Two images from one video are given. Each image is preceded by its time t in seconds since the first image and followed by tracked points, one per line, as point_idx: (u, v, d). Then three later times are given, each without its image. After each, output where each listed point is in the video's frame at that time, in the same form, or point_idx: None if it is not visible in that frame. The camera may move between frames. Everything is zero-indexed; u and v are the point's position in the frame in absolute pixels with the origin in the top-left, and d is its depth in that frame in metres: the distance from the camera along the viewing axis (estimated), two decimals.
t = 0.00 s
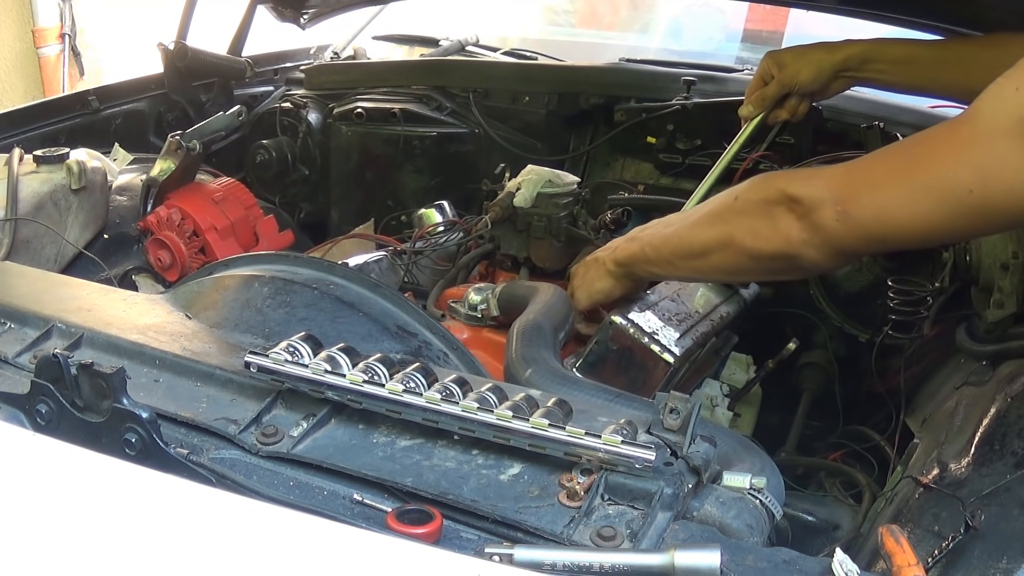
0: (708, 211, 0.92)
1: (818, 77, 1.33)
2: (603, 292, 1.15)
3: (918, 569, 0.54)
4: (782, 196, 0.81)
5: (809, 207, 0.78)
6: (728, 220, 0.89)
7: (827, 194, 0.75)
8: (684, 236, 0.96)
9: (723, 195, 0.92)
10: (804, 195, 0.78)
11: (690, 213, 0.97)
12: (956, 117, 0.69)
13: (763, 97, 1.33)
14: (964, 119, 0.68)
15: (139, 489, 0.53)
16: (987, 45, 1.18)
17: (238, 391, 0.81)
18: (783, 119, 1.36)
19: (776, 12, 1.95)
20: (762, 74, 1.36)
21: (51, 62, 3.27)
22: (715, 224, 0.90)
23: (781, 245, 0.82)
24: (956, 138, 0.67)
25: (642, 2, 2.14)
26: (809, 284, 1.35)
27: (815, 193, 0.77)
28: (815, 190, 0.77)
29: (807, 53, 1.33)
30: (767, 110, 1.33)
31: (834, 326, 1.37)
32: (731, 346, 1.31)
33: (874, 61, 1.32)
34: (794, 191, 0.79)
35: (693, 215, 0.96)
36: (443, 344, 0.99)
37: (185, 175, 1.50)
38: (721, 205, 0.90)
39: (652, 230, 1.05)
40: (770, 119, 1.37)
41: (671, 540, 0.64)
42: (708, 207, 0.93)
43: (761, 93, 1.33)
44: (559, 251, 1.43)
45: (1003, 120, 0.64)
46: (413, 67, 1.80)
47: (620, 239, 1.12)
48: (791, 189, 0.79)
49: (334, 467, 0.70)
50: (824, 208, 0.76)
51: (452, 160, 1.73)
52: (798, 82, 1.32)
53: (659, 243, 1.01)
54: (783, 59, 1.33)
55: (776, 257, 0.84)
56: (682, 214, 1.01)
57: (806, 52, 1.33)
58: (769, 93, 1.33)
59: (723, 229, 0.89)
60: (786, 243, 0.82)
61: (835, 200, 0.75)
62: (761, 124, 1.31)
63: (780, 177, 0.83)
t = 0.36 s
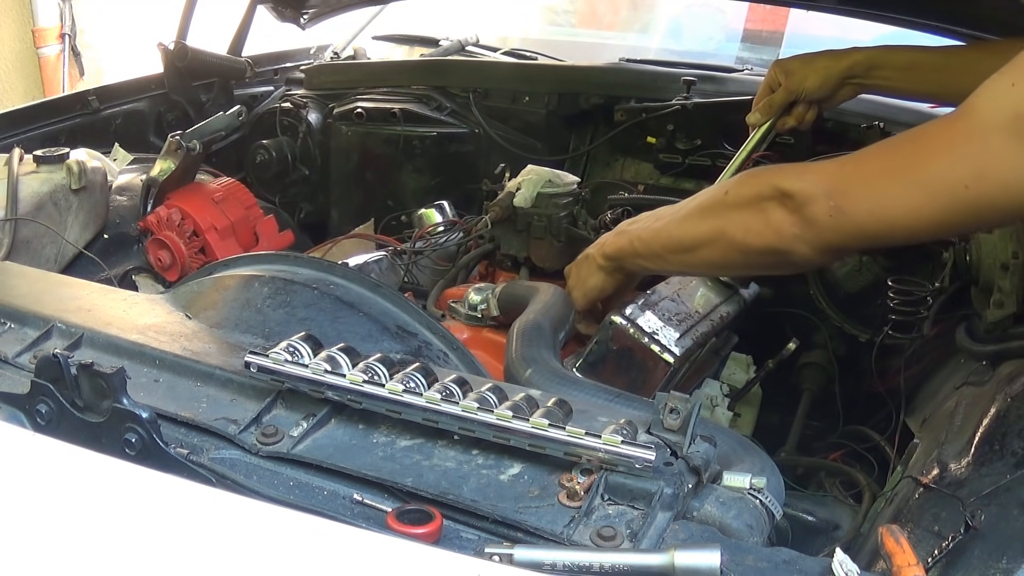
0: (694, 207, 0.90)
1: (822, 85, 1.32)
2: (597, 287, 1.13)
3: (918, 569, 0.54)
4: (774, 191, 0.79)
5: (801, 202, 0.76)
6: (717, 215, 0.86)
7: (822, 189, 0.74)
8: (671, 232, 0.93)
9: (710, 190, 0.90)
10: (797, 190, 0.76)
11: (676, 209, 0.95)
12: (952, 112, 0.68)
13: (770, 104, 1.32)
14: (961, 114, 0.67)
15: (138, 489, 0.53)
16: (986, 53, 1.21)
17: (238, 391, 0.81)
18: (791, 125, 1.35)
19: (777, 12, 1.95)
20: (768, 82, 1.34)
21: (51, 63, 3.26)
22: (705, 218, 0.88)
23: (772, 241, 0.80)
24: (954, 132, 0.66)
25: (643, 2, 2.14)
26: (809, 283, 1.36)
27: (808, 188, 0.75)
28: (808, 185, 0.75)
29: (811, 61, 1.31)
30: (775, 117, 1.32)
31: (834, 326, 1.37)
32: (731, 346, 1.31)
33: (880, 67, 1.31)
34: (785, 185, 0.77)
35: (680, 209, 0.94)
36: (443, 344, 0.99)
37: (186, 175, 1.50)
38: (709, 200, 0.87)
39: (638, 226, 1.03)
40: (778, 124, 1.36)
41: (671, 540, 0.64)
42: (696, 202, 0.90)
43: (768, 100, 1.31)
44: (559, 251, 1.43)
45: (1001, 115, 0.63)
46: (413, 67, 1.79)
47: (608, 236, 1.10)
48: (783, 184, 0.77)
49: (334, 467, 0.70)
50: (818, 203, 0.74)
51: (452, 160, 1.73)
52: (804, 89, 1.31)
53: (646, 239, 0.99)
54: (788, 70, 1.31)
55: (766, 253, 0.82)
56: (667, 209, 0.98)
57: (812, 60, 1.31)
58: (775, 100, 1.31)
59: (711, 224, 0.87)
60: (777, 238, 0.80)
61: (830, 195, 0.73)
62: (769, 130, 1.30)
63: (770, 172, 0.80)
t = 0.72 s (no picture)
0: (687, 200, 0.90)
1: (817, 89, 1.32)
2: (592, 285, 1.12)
3: (918, 569, 0.54)
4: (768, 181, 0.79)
5: (796, 191, 0.76)
6: (709, 208, 0.86)
7: (817, 178, 0.74)
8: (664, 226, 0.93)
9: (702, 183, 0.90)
10: (792, 179, 0.76)
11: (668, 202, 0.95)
12: (946, 99, 0.68)
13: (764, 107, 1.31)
14: (957, 100, 0.67)
15: (138, 489, 0.53)
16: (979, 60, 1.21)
17: (238, 391, 0.81)
18: (786, 130, 1.34)
19: (776, 12, 1.95)
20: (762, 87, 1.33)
21: (51, 63, 3.26)
22: (697, 210, 0.88)
23: (767, 232, 0.80)
24: (949, 118, 0.66)
25: (642, 3, 2.15)
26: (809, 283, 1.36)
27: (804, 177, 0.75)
28: (804, 175, 0.75)
29: (806, 65, 1.31)
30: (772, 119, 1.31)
31: (834, 325, 1.37)
32: (731, 346, 1.31)
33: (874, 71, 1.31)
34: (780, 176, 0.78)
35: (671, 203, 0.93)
36: (443, 344, 0.99)
37: (186, 175, 1.50)
38: (702, 194, 0.87)
39: (627, 221, 1.02)
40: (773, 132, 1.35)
41: (671, 540, 0.64)
42: (688, 195, 0.90)
43: (763, 104, 1.30)
44: (559, 251, 1.42)
45: (997, 98, 0.63)
46: (413, 67, 1.79)
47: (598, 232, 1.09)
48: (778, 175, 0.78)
49: (335, 467, 0.70)
50: (813, 191, 0.74)
51: (452, 160, 1.73)
52: (798, 92, 1.31)
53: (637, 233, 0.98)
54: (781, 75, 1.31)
55: (760, 244, 0.82)
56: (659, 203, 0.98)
57: (806, 64, 1.31)
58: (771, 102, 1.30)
59: (703, 216, 0.87)
60: (771, 229, 0.80)
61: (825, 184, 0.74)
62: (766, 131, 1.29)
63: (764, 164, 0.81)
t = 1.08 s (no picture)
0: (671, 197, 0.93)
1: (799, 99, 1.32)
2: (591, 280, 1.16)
3: (918, 569, 0.54)
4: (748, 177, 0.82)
5: (775, 185, 0.78)
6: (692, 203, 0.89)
7: (795, 167, 0.77)
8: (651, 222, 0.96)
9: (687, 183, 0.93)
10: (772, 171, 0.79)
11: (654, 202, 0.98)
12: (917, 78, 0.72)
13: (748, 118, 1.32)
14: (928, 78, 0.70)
15: (138, 489, 0.53)
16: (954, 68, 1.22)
17: (238, 391, 0.81)
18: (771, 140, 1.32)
19: (777, 13, 1.92)
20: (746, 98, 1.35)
21: (51, 63, 3.26)
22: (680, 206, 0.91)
23: (747, 225, 0.82)
24: (921, 93, 0.69)
25: (643, 3, 2.21)
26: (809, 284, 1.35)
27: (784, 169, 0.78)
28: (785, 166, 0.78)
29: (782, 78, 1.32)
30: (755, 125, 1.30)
31: (834, 326, 1.37)
32: (731, 346, 1.31)
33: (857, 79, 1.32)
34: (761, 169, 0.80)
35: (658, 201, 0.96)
36: (443, 343, 0.99)
37: (186, 175, 1.50)
38: (686, 192, 0.90)
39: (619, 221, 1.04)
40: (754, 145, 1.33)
41: (671, 540, 0.64)
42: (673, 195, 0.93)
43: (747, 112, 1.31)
44: (559, 251, 1.42)
45: (967, 68, 0.66)
46: (413, 67, 1.79)
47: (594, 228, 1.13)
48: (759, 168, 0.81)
49: (335, 467, 0.70)
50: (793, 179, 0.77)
51: (452, 160, 1.74)
52: (780, 99, 1.32)
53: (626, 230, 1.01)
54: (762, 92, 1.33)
55: (743, 240, 0.83)
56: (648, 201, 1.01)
57: (785, 77, 1.32)
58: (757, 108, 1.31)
59: (686, 213, 0.89)
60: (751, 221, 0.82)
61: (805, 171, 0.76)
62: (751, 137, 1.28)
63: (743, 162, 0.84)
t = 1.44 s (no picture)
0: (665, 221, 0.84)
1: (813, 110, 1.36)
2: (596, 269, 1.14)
3: (918, 569, 0.54)
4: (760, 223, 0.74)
5: (806, 244, 0.70)
6: (692, 234, 0.80)
7: (819, 217, 0.70)
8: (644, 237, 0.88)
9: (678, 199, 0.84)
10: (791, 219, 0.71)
11: (641, 214, 0.89)
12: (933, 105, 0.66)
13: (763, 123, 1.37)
14: (941, 103, 0.66)
15: (138, 488, 0.53)
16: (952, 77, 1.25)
17: (238, 391, 0.81)
18: (785, 144, 1.36)
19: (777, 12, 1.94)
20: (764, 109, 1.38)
21: (51, 63, 3.26)
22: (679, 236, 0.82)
23: (766, 272, 0.75)
24: (940, 124, 0.64)
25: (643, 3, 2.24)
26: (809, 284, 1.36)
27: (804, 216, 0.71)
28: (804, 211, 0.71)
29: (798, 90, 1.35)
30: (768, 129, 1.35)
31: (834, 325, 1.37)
32: (731, 346, 1.31)
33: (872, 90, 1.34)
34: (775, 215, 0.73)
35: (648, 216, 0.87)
36: (443, 343, 0.99)
37: (186, 174, 1.50)
38: (682, 219, 0.82)
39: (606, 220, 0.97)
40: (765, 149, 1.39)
41: (671, 540, 0.64)
42: (665, 217, 0.84)
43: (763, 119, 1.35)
44: (559, 251, 1.42)
45: (991, 94, 0.62)
46: (413, 67, 1.79)
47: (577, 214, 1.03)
48: (772, 212, 0.73)
49: (335, 467, 0.70)
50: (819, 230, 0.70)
51: (452, 160, 1.74)
52: (796, 109, 1.35)
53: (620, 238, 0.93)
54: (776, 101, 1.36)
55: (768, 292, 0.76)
56: (631, 200, 0.91)
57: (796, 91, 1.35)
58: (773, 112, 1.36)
59: (683, 246, 0.81)
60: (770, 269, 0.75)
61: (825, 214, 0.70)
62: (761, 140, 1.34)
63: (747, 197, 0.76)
